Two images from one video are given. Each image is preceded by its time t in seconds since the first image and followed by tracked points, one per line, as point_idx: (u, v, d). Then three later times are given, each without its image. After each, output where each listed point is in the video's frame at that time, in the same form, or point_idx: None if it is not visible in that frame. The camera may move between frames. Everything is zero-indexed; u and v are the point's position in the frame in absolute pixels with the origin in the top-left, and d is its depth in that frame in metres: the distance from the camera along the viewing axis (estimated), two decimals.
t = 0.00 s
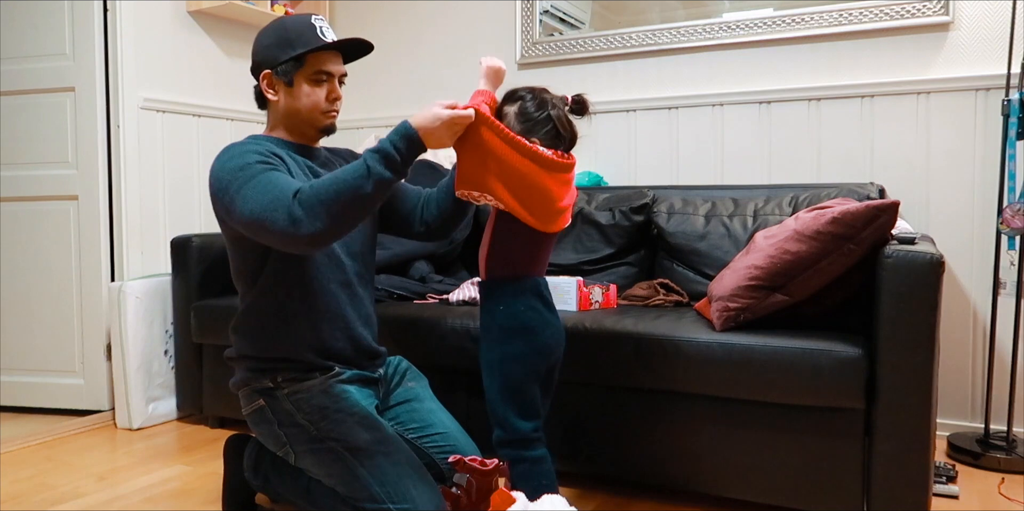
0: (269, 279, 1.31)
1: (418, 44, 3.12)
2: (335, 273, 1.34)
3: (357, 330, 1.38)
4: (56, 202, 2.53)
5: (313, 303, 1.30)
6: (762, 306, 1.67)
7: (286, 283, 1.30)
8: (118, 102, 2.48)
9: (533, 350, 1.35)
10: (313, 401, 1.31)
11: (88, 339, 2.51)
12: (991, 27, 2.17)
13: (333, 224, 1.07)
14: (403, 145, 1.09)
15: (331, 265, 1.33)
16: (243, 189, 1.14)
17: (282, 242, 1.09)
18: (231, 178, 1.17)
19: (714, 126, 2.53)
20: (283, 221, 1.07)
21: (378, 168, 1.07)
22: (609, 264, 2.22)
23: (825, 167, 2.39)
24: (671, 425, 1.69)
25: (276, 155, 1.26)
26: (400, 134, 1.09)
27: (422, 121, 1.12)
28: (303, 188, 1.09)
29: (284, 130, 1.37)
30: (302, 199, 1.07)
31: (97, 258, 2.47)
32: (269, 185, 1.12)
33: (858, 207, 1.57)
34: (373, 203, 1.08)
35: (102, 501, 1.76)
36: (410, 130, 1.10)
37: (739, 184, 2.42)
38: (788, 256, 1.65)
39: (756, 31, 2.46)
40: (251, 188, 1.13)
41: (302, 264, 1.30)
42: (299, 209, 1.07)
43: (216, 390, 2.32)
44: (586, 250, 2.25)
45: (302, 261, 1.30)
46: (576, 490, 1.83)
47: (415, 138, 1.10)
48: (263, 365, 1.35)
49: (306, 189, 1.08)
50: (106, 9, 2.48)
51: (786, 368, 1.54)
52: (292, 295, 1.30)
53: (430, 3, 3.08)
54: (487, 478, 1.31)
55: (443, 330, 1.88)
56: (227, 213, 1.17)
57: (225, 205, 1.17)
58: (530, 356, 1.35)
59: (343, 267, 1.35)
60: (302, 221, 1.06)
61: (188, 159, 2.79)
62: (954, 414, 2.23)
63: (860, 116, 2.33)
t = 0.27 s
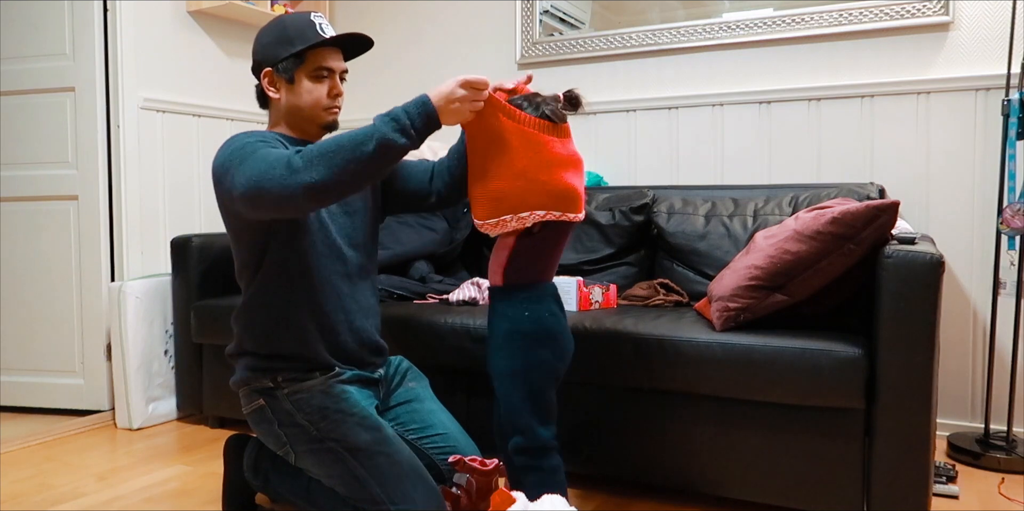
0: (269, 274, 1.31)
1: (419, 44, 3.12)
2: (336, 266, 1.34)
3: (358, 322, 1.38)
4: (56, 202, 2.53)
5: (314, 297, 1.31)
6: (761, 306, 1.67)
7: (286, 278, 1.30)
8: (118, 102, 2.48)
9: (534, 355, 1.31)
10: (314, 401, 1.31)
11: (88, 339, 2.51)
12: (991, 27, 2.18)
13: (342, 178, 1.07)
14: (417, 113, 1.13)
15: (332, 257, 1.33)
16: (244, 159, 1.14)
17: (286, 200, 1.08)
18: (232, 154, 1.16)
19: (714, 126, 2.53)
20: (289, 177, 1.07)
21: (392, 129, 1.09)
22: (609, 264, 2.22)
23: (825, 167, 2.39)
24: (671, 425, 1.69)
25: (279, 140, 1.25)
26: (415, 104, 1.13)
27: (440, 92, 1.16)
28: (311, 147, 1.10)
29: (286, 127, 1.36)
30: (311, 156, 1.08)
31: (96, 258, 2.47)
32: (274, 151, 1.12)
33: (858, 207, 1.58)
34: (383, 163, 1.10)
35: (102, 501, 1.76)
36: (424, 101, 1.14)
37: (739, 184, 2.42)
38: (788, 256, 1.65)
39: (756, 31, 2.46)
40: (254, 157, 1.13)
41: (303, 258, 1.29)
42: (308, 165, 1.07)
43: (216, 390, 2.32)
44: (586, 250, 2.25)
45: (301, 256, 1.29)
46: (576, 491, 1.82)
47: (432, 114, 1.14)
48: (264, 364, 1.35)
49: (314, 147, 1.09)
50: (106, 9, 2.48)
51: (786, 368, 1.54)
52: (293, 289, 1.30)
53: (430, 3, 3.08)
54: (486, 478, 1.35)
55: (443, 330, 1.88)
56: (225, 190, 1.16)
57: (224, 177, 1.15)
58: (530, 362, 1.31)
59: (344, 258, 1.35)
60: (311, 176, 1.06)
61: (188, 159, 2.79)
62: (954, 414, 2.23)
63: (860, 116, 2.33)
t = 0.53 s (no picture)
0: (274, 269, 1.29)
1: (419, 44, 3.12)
2: (341, 258, 1.32)
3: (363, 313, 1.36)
4: (56, 202, 2.53)
5: (318, 292, 1.29)
6: (762, 306, 1.67)
7: (292, 273, 1.29)
8: (118, 102, 2.48)
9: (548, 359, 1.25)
10: (316, 401, 1.31)
11: (88, 338, 2.51)
12: (992, 27, 2.17)
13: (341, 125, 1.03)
14: (410, 51, 1.08)
15: (337, 249, 1.31)
16: (245, 139, 1.11)
17: (288, 164, 1.04)
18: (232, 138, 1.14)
19: (714, 126, 2.53)
20: (289, 138, 1.03)
21: (384, 68, 1.05)
22: (609, 264, 2.22)
23: (824, 167, 2.39)
24: (670, 425, 1.69)
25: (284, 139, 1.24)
26: (405, 43, 1.09)
27: (429, 26, 1.10)
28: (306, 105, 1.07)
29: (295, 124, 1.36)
30: (308, 111, 1.05)
31: (96, 258, 2.48)
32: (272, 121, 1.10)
33: (859, 207, 1.57)
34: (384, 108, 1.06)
35: (102, 501, 1.76)
36: (414, 40, 1.09)
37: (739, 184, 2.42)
38: (788, 256, 1.65)
39: (756, 31, 2.46)
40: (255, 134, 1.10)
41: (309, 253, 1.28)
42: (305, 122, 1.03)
43: (216, 391, 2.32)
44: (586, 250, 2.25)
45: (304, 251, 1.28)
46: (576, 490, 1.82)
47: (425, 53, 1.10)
48: (266, 363, 1.34)
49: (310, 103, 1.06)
50: (106, 9, 2.48)
51: (787, 368, 1.54)
52: (299, 284, 1.29)
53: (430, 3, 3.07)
54: (487, 478, 1.36)
55: (444, 329, 1.88)
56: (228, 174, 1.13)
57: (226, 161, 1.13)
58: (545, 363, 1.25)
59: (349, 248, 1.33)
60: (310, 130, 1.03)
61: (188, 159, 2.79)
62: (954, 414, 2.23)
63: (860, 116, 2.33)
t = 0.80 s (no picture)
0: (274, 263, 1.27)
1: (419, 44, 3.11)
2: (340, 254, 1.31)
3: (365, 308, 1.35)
4: (56, 202, 2.53)
5: (324, 283, 1.28)
6: (762, 306, 1.67)
7: (292, 268, 1.27)
8: (118, 102, 2.48)
9: (553, 356, 1.26)
10: (316, 401, 1.31)
11: (88, 338, 2.51)
12: (992, 27, 2.17)
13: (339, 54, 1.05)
14: None
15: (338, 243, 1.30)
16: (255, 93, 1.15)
17: (287, 94, 1.06)
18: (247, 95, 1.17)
19: (714, 126, 2.53)
20: (289, 68, 1.05)
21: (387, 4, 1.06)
22: (609, 264, 2.22)
23: (825, 167, 2.39)
24: (671, 425, 1.69)
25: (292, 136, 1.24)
26: None
27: None
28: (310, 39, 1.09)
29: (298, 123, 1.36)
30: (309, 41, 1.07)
31: (97, 258, 2.48)
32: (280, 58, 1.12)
33: (859, 207, 1.57)
34: (383, 38, 1.07)
35: (102, 501, 1.76)
36: None
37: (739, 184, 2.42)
38: (788, 256, 1.65)
39: (756, 31, 2.46)
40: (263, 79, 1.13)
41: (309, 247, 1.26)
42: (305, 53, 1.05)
43: (216, 391, 2.32)
44: (586, 250, 2.25)
45: (309, 243, 1.26)
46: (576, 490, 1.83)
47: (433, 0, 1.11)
48: (265, 362, 1.33)
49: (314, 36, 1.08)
50: (106, 9, 2.48)
51: (787, 368, 1.54)
52: (300, 280, 1.27)
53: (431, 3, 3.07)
54: (487, 478, 1.36)
55: (444, 329, 1.88)
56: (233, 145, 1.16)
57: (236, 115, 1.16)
58: (551, 361, 1.26)
59: (350, 243, 1.32)
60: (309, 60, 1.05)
61: (188, 159, 2.79)
62: (954, 414, 2.23)
63: (860, 116, 2.33)
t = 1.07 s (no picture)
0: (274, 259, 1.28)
1: (419, 44, 3.11)
2: (341, 249, 1.30)
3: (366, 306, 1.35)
4: (56, 202, 2.53)
5: (327, 279, 1.28)
6: (761, 306, 1.67)
7: (292, 265, 1.27)
8: (118, 101, 2.48)
9: (564, 351, 1.33)
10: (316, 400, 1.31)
11: (88, 338, 2.51)
12: (992, 27, 2.18)
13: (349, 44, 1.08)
14: None
15: (338, 237, 1.29)
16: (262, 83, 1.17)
17: (304, 87, 1.09)
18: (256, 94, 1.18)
19: (714, 126, 2.53)
20: (303, 59, 1.08)
21: None
22: (609, 264, 2.22)
23: (825, 168, 2.39)
24: (670, 425, 1.69)
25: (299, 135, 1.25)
26: None
27: None
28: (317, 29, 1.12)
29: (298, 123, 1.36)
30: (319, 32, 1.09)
31: (97, 258, 2.48)
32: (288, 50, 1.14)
33: (859, 207, 1.57)
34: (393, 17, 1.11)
35: (102, 501, 1.76)
36: None
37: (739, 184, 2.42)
38: (788, 256, 1.65)
39: (756, 31, 2.46)
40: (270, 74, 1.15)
41: (308, 246, 1.26)
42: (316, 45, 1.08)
43: (216, 391, 2.32)
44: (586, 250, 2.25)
45: (312, 240, 1.26)
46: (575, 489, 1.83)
47: None
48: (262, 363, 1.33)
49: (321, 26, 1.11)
50: (106, 9, 2.48)
51: (787, 368, 1.54)
52: (299, 277, 1.28)
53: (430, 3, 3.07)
54: (487, 478, 1.36)
55: (444, 329, 1.88)
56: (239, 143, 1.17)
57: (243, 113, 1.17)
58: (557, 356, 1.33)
59: (350, 238, 1.31)
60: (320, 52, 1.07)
61: (188, 159, 2.79)
62: (954, 414, 2.23)
63: (860, 116, 2.33)
